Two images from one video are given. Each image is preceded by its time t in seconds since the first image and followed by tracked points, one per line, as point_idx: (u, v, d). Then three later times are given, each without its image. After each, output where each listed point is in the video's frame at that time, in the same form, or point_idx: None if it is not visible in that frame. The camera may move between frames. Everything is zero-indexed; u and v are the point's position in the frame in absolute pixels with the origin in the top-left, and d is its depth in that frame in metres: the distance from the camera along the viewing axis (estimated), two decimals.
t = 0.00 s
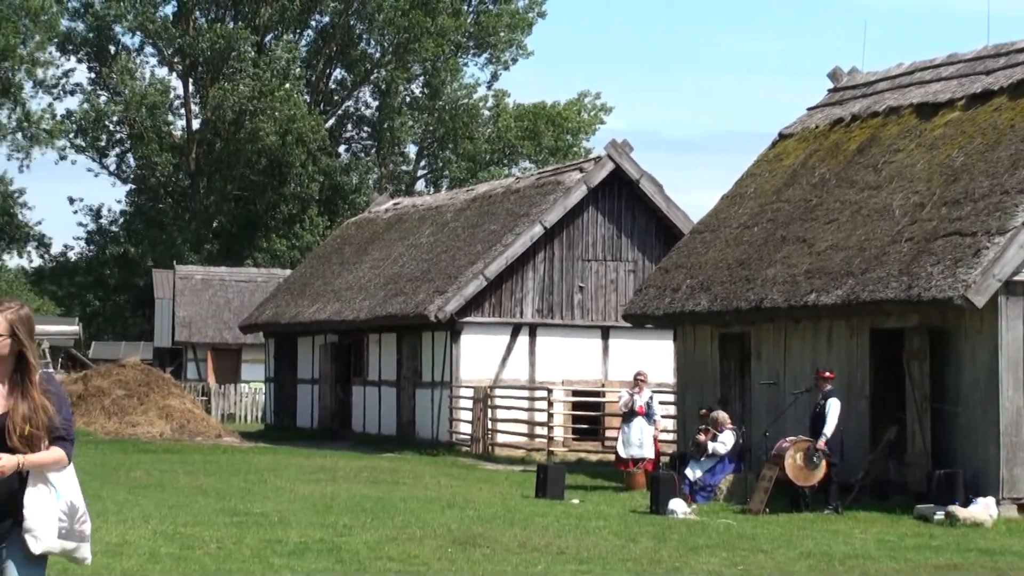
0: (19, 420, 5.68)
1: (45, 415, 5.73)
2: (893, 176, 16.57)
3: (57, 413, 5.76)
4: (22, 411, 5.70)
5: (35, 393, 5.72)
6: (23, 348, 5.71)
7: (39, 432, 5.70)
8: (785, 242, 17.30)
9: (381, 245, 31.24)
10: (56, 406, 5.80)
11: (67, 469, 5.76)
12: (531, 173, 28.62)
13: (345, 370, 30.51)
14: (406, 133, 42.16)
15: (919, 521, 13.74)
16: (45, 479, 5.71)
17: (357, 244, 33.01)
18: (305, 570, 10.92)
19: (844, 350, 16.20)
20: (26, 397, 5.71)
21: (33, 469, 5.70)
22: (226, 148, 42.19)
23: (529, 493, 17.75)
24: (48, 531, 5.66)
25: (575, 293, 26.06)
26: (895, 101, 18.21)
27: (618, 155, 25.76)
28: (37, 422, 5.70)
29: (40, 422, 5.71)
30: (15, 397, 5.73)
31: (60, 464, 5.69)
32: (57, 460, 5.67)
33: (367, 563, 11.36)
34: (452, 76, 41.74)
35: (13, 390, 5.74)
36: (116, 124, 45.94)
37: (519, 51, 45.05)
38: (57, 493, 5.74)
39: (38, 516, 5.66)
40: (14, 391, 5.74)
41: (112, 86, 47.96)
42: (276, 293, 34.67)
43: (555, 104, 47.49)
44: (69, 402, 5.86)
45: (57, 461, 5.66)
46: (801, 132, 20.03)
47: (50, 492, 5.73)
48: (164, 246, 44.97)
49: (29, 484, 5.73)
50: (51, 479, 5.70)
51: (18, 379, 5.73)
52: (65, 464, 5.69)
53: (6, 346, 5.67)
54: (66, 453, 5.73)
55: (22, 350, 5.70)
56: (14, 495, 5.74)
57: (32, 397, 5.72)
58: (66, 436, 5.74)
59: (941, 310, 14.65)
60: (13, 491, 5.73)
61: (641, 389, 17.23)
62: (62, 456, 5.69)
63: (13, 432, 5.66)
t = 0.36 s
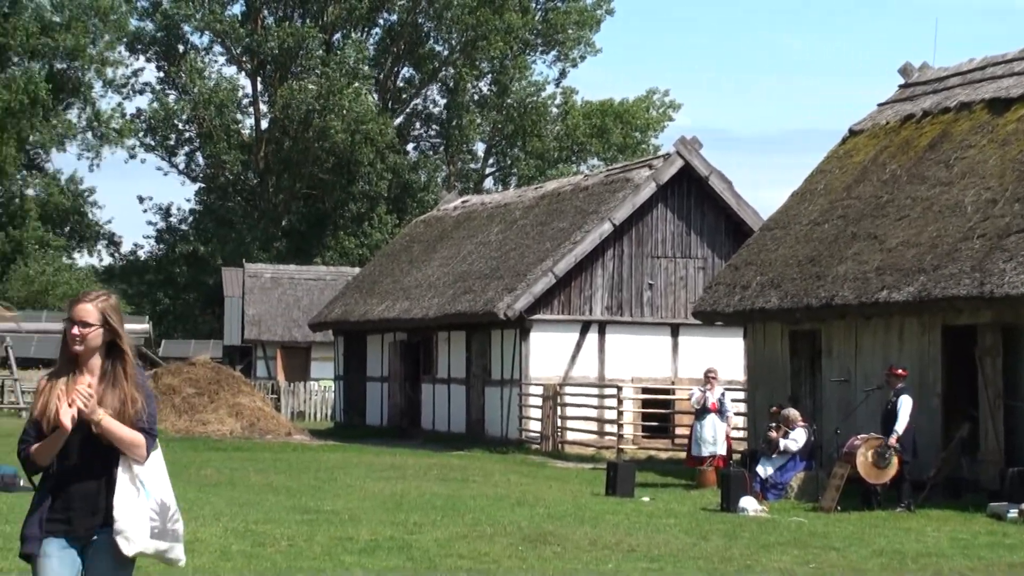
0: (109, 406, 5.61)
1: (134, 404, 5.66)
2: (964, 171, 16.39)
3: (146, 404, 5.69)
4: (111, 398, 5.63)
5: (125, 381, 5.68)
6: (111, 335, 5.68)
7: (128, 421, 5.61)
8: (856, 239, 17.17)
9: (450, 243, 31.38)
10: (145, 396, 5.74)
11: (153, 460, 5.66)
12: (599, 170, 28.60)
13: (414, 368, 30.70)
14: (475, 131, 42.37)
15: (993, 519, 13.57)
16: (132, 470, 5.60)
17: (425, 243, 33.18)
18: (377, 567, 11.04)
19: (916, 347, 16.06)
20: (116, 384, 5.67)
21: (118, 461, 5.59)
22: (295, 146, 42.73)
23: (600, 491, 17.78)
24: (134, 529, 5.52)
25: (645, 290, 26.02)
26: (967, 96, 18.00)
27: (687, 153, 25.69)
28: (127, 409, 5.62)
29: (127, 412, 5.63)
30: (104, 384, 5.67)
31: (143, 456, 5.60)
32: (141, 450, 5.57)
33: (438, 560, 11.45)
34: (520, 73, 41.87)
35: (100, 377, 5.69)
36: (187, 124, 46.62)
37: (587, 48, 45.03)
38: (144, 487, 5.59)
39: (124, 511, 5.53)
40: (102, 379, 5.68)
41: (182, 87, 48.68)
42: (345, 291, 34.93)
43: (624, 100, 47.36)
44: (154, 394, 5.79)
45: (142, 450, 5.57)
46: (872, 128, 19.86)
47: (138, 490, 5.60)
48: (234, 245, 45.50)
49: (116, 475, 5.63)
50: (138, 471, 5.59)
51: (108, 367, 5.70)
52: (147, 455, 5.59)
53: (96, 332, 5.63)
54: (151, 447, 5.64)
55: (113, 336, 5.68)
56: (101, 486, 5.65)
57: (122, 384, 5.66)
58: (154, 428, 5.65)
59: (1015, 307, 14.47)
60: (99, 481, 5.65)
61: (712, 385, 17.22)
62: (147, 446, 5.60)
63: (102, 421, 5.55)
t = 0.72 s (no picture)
0: (180, 418, 5.46)
1: (209, 412, 5.51)
2: None
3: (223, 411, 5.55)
4: (182, 407, 5.48)
5: (195, 390, 5.52)
6: (178, 338, 5.55)
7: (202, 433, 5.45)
8: (925, 233, 17.00)
9: (517, 241, 31.44)
10: (219, 404, 5.57)
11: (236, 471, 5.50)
12: (667, 166, 28.52)
13: (482, 365, 30.81)
14: (542, 128, 42.43)
15: None
16: (210, 484, 5.44)
17: (493, 241, 33.27)
18: (446, 565, 11.10)
19: (987, 341, 15.89)
20: (185, 391, 5.52)
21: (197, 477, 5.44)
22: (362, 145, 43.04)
23: (669, 488, 17.74)
24: (218, 548, 5.37)
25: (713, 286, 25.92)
26: None
27: (754, 148, 25.54)
28: (200, 420, 5.47)
29: (201, 419, 5.49)
30: (176, 392, 5.54)
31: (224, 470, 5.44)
32: (223, 464, 5.42)
33: (508, 558, 11.50)
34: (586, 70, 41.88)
35: (171, 386, 5.55)
36: (255, 124, 47.22)
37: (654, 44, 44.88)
38: (226, 499, 5.43)
39: (206, 529, 5.38)
40: (172, 389, 5.54)
41: (251, 88, 49.30)
42: (413, 290, 35.10)
43: (691, 96, 47.08)
44: (230, 399, 5.63)
45: (221, 462, 5.41)
46: (940, 122, 19.64)
47: (219, 506, 5.43)
48: (302, 243, 45.87)
49: (195, 492, 5.46)
50: (220, 484, 5.44)
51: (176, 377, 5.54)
52: (231, 466, 5.43)
53: (162, 339, 5.50)
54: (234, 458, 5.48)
55: (179, 340, 5.55)
56: (180, 498, 5.47)
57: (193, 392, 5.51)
58: (233, 438, 5.50)
59: None
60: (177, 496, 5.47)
61: (777, 381, 17.23)
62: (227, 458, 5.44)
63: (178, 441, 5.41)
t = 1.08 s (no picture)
0: (237, 408, 5.28)
1: (266, 403, 5.35)
2: None
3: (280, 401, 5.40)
4: (239, 397, 5.32)
5: (251, 379, 5.34)
6: (232, 326, 5.40)
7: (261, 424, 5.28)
8: (988, 226, 16.85)
9: (578, 238, 31.47)
10: (275, 395, 5.41)
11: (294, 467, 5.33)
12: (727, 162, 28.44)
13: (544, 363, 30.88)
14: (602, 125, 42.45)
15: None
16: (270, 476, 5.24)
17: (553, 238, 33.31)
18: (509, 563, 11.18)
19: None
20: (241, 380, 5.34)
21: (256, 469, 5.24)
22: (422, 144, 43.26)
23: (732, 484, 17.70)
24: (294, 541, 5.20)
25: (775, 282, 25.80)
26: None
27: (814, 142, 25.37)
28: (259, 411, 5.30)
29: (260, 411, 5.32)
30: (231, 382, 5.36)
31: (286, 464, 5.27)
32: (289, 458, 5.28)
33: (571, 555, 11.57)
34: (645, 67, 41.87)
35: (224, 375, 5.41)
36: (315, 123, 47.74)
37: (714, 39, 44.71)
38: (287, 490, 5.25)
39: (279, 522, 5.19)
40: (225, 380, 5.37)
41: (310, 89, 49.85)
42: (474, 288, 35.24)
43: (751, 91, 46.79)
44: (285, 391, 5.48)
45: (284, 454, 5.26)
46: (1003, 114, 19.44)
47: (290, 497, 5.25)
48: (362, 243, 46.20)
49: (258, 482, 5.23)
50: (281, 477, 5.26)
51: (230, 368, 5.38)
52: (292, 462, 5.28)
53: (219, 327, 5.33)
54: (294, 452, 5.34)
55: (234, 328, 5.40)
56: (239, 490, 5.25)
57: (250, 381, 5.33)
58: (292, 430, 5.36)
59: None
60: (238, 486, 5.25)
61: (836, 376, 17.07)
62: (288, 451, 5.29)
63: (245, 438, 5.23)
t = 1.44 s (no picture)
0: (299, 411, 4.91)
1: (331, 407, 4.98)
2: None
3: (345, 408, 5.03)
4: (302, 399, 4.94)
5: (316, 381, 4.97)
6: (299, 325, 5.07)
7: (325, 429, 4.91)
8: None
9: (642, 233, 31.47)
10: (341, 400, 5.04)
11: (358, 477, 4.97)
12: (791, 157, 28.29)
13: (609, 358, 30.95)
14: (665, 120, 42.43)
15: None
16: (330, 484, 4.88)
17: (617, 234, 33.32)
18: (575, 558, 11.24)
19: None
20: (306, 382, 4.98)
21: (315, 476, 4.88)
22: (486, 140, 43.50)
23: (798, 479, 17.62)
24: (360, 551, 4.85)
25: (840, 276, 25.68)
26: None
27: (881, 136, 25.17)
28: (323, 414, 4.92)
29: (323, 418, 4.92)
30: (293, 384, 5.00)
31: (350, 474, 4.91)
32: (352, 467, 4.90)
33: (637, 551, 11.62)
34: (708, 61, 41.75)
35: (288, 379, 5.03)
36: (378, 120, 48.18)
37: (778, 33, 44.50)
38: (349, 500, 4.89)
39: (344, 533, 4.84)
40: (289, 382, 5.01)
41: (374, 86, 50.32)
42: (538, 284, 35.33)
43: (816, 85, 46.46)
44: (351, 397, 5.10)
45: (347, 463, 4.89)
46: None
47: (353, 506, 4.90)
48: (426, 239, 46.45)
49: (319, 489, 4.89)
50: (342, 487, 4.89)
51: (294, 369, 5.01)
52: (355, 472, 4.91)
53: (287, 325, 4.98)
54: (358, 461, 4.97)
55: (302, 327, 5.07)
56: (296, 497, 4.89)
57: (315, 384, 4.96)
58: (356, 439, 4.96)
59: None
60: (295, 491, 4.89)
61: (902, 371, 16.94)
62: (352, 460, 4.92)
63: (306, 441, 4.85)
